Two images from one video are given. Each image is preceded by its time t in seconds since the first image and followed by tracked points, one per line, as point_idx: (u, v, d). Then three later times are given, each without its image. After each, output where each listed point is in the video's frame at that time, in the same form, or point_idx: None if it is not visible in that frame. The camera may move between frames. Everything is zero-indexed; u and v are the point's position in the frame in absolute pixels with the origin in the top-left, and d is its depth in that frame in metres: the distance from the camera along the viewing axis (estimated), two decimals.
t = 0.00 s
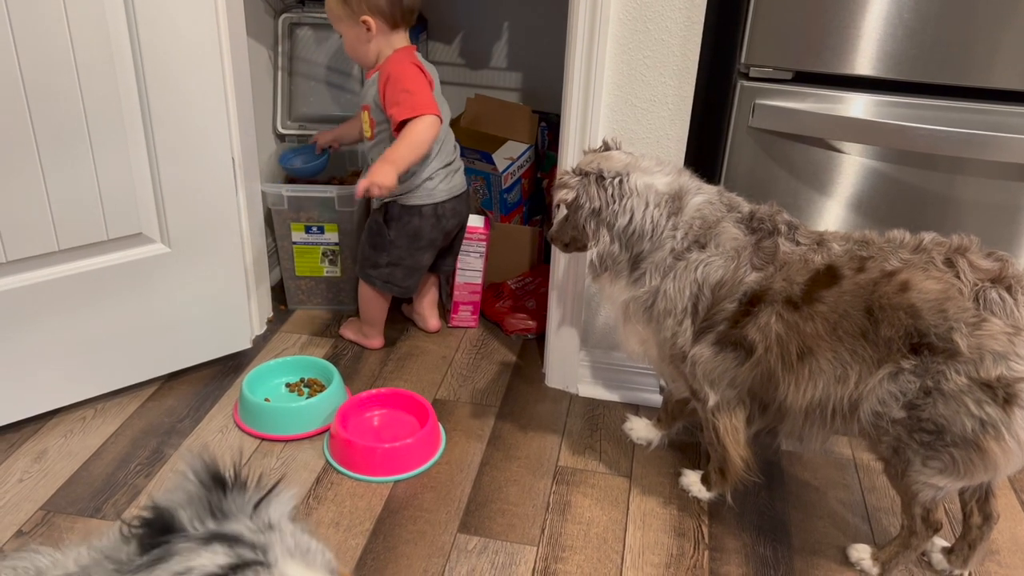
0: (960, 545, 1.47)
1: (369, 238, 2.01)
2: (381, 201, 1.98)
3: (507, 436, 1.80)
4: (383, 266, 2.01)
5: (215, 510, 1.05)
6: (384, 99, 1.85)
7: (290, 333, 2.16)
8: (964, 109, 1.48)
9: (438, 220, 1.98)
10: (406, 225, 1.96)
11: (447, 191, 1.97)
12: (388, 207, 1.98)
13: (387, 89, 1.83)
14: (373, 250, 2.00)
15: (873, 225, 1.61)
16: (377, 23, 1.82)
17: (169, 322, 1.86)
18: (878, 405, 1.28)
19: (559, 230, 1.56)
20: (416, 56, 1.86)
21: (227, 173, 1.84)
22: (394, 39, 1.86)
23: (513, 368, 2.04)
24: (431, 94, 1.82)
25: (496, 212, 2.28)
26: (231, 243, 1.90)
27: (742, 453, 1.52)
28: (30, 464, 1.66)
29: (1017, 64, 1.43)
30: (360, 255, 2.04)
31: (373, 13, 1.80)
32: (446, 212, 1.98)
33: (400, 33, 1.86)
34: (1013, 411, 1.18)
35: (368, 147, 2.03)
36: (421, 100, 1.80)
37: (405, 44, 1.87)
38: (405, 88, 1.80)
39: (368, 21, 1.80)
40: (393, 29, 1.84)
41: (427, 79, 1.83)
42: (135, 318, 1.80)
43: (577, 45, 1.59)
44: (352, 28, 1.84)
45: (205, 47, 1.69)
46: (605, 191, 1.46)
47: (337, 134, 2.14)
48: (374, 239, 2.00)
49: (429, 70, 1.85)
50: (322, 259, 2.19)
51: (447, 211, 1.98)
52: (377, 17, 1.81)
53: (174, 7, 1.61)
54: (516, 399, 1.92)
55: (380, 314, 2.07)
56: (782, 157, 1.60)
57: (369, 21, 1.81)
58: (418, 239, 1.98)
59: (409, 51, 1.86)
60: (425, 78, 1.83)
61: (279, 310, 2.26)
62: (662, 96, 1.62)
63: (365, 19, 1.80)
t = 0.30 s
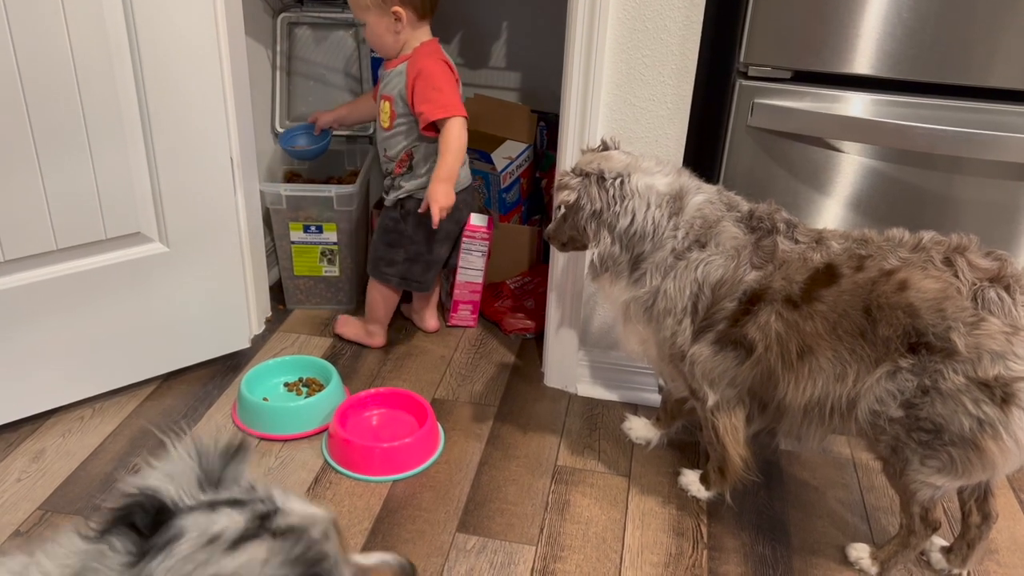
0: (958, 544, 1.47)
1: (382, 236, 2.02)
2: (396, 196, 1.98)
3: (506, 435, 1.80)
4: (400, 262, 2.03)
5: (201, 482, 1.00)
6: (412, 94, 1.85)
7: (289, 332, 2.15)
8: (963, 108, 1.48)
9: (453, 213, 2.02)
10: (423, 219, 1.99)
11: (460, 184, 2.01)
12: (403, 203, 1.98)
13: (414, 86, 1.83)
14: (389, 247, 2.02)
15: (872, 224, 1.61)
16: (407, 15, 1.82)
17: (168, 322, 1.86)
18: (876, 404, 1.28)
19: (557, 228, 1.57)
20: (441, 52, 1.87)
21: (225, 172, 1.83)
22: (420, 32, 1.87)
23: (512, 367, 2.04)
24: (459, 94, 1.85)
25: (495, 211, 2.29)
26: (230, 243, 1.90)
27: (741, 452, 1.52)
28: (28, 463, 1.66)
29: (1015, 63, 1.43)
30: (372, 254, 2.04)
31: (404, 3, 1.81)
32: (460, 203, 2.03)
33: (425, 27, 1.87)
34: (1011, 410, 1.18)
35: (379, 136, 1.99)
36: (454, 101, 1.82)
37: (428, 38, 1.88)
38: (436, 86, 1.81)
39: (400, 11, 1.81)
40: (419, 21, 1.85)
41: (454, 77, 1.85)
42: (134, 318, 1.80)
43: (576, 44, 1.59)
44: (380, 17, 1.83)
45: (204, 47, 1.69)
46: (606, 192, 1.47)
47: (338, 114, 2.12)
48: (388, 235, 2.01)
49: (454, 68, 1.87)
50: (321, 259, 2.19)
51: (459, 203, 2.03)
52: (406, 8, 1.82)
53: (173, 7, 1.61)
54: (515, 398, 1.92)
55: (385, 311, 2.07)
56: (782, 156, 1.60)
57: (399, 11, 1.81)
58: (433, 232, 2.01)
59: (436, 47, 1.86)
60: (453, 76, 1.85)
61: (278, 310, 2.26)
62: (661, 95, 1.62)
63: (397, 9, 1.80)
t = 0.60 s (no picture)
0: (953, 546, 1.47)
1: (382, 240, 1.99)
2: (394, 201, 1.95)
3: (501, 437, 1.80)
4: (405, 269, 1.99)
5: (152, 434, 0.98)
6: (416, 95, 1.82)
7: (283, 333, 2.15)
8: (957, 109, 1.48)
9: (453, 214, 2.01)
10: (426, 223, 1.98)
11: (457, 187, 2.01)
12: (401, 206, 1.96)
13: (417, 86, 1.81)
14: (388, 250, 1.99)
15: (867, 225, 1.61)
16: (412, 15, 1.80)
17: (162, 323, 1.85)
18: (870, 406, 1.28)
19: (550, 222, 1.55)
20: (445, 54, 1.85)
21: (219, 172, 1.83)
22: (422, 32, 1.84)
23: (507, 368, 2.04)
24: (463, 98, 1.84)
25: (490, 212, 2.30)
26: (224, 244, 1.89)
27: (737, 454, 1.51)
28: (20, 466, 1.65)
29: (1010, 64, 1.43)
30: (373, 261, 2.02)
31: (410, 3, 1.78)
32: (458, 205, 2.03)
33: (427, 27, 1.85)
34: (1004, 411, 1.17)
35: (377, 137, 1.95)
36: (460, 105, 1.81)
37: (430, 39, 1.87)
38: (442, 88, 1.80)
39: (407, 10, 1.77)
40: (423, 20, 1.83)
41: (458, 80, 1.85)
42: (127, 319, 1.79)
43: (570, 45, 1.59)
44: (384, 16, 1.80)
45: (196, 47, 1.69)
46: (605, 195, 1.45)
47: (331, 112, 2.09)
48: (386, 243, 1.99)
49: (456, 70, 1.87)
50: (315, 260, 2.18)
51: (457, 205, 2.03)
52: (411, 7, 1.79)
53: (168, 7, 1.60)
54: (509, 400, 1.92)
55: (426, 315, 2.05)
56: (777, 157, 1.59)
57: (405, 11, 1.78)
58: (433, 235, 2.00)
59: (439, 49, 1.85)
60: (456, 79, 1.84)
61: (272, 311, 2.25)
62: (655, 96, 1.62)
63: (402, 8, 1.77)
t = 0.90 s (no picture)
0: (945, 548, 1.46)
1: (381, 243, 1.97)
2: (396, 208, 1.92)
3: (493, 438, 1.79)
4: (411, 279, 1.98)
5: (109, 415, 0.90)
6: (422, 100, 1.79)
7: (276, 335, 2.14)
8: (949, 110, 1.48)
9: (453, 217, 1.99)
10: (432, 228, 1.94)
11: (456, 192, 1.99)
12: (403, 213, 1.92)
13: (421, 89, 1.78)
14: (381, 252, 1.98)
15: (859, 227, 1.60)
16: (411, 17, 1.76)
17: (154, 325, 1.85)
18: (861, 408, 1.27)
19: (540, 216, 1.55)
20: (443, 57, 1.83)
21: (209, 173, 1.82)
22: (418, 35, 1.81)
23: (500, 370, 2.04)
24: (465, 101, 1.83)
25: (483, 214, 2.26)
26: (216, 245, 1.88)
27: (730, 456, 1.51)
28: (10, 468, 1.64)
29: (1001, 65, 1.43)
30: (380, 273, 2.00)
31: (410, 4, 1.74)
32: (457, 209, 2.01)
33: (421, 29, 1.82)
34: (994, 414, 1.17)
35: (376, 144, 1.90)
36: (466, 109, 1.80)
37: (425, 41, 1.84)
38: (448, 92, 1.77)
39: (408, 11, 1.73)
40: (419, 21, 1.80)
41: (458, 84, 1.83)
42: (118, 321, 1.78)
43: (562, 45, 1.58)
44: (383, 19, 1.74)
45: (187, 47, 1.68)
46: (605, 193, 1.43)
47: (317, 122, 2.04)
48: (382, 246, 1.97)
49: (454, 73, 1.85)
50: (308, 261, 2.17)
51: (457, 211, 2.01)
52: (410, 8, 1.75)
53: (156, 6, 1.59)
54: (502, 402, 1.91)
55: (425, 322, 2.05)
56: (770, 158, 1.59)
57: (405, 13, 1.74)
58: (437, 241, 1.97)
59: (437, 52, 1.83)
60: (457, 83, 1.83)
61: (265, 313, 2.24)
62: (648, 97, 1.61)
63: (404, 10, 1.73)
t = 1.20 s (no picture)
0: (939, 546, 1.46)
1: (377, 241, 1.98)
2: (415, 210, 1.92)
3: (488, 437, 1.79)
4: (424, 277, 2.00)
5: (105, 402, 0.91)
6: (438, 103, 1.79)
7: (271, 333, 2.14)
8: (944, 108, 1.48)
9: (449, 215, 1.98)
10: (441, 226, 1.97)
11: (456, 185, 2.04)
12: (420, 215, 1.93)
13: (434, 91, 1.78)
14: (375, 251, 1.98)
15: (854, 225, 1.60)
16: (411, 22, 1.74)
17: (148, 323, 1.84)
18: (854, 406, 1.27)
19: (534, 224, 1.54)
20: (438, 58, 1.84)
21: (203, 170, 1.81)
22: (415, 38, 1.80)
23: (495, 368, 2.04)
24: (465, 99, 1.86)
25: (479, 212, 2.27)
26: (210, 243, 1.88)
27: (729, 455, 1.51)
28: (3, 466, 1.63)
29: (995, 63, 1.43)
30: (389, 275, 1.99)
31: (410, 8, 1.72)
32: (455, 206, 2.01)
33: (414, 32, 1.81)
34: (988, 413, 1.17)
35: (386, 153, 1.86)
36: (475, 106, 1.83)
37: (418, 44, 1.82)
38: (460, 92, 1.80)
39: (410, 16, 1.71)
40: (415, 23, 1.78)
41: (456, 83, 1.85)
42: (111, 319, 1.77)
43: (557, 43, 1.58)
44: (387, 27, 1.70)
45: (180, 44, 1.67)
46: (600, 195, 1.41)
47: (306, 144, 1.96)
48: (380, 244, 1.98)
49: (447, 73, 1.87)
50: (302, 260, 2.17)
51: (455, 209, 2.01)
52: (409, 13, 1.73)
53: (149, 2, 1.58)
54: (498, 401, 1.91)
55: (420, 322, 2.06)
56: (765, 157, 1.59)
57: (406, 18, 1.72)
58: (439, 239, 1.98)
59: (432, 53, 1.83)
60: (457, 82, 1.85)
61: (260, 311, 2.24)
62: (642, 95, 1.61)
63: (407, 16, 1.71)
